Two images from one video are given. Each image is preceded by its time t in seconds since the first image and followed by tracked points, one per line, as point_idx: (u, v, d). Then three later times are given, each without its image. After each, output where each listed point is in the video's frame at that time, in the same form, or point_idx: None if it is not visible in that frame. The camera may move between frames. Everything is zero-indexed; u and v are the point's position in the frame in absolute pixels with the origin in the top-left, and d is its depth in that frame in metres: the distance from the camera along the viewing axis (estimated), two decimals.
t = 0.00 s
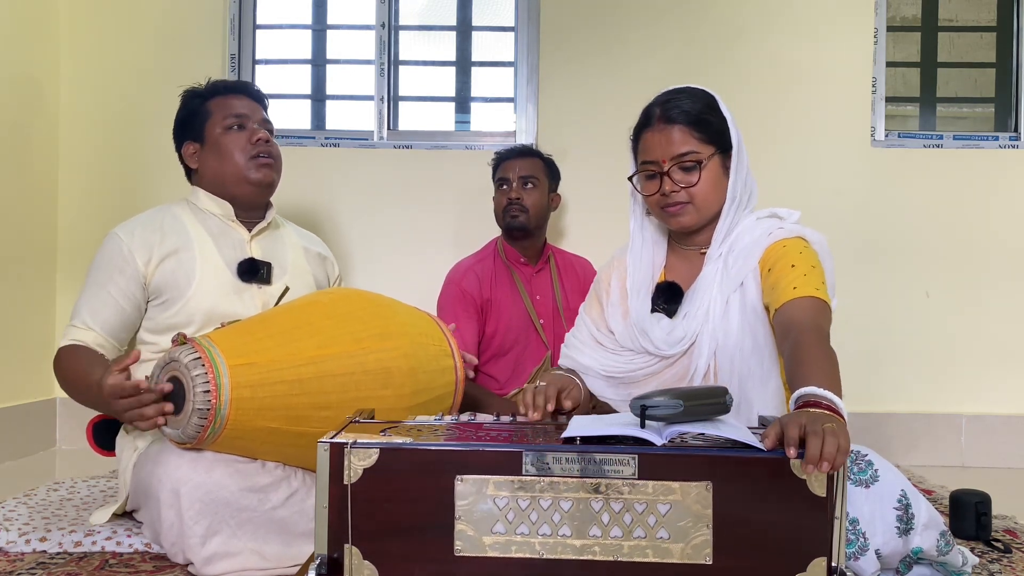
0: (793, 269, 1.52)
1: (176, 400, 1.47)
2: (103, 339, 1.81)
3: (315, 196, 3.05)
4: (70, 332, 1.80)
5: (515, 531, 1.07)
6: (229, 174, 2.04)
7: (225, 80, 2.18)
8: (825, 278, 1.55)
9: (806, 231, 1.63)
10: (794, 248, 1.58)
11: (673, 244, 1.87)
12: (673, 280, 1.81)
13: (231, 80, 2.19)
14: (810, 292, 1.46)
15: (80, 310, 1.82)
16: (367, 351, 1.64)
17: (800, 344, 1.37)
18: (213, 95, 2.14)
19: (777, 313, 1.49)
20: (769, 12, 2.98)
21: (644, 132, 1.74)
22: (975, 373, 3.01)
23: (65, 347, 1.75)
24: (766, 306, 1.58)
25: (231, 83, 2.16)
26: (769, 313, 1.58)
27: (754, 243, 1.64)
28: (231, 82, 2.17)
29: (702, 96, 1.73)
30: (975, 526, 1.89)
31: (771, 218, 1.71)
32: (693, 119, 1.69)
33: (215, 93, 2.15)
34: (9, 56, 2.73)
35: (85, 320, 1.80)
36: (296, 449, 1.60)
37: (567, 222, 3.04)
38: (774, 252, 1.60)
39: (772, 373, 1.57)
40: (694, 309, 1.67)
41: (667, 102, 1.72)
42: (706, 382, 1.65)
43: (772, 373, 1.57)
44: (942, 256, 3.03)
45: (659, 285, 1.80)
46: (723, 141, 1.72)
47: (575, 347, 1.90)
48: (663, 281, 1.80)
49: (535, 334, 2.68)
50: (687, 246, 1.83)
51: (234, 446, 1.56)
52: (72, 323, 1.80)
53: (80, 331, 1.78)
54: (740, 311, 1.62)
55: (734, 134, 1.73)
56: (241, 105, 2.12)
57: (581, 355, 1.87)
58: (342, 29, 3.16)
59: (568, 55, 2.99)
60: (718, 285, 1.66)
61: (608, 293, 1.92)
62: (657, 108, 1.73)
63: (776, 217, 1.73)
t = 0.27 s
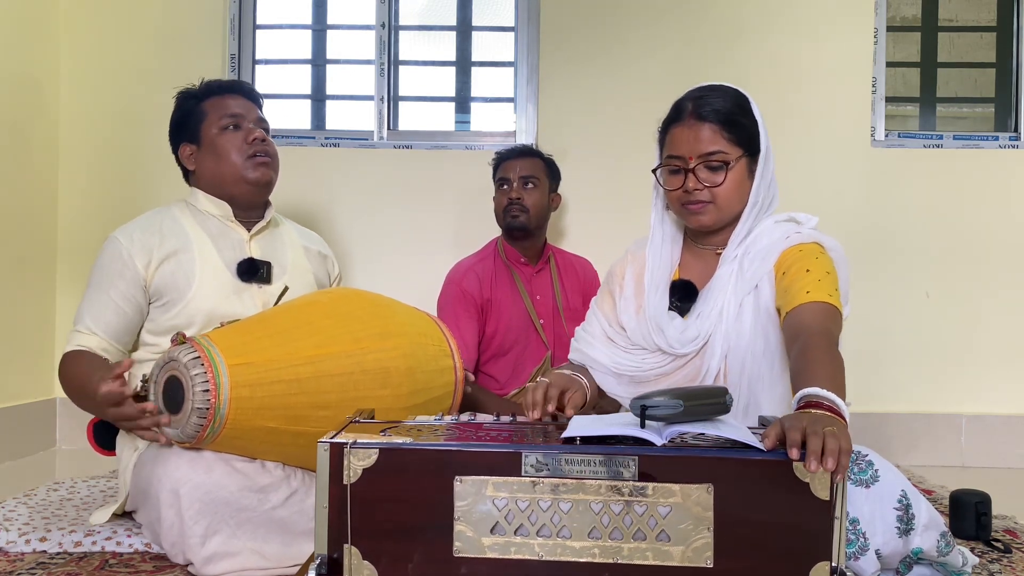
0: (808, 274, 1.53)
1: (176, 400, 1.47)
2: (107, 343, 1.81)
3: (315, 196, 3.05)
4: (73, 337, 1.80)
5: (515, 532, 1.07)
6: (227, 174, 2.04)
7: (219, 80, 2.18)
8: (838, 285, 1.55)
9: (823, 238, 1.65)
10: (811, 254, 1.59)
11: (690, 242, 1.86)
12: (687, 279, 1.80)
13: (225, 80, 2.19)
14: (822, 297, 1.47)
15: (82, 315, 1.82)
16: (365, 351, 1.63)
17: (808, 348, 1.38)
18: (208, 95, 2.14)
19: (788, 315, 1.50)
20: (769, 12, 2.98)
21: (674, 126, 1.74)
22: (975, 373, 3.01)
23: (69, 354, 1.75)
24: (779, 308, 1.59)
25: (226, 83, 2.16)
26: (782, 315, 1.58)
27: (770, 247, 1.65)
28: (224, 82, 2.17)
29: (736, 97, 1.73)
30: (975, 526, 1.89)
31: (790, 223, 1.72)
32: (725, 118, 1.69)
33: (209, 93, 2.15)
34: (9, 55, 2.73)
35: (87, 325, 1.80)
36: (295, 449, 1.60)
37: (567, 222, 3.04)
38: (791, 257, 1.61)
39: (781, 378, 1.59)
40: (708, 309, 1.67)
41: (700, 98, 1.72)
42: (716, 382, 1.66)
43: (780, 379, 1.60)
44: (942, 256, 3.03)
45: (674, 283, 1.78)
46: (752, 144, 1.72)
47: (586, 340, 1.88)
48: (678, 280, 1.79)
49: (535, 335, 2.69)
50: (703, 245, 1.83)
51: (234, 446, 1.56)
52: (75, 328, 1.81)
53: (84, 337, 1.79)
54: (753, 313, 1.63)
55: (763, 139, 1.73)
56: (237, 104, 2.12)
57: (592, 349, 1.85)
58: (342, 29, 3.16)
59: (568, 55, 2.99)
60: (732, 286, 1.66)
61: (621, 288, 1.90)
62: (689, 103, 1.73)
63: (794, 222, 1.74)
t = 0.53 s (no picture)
0: (817, 277, 1.53)
1: (177, 400, 1.47)
2: (103, 342, 1.81)
3: (315, 196, 3.05)
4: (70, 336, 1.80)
5: (515, 531, 1.07)
6: (226, 176, 2.04)
7: (218, 80, 2.17)
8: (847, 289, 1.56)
9: (834, 241, 1.64)
10: (820, 258, 1.59)
11: (701, 239, 1.85)
12: (697, 277, 1.79)
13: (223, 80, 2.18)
14: (830, 301, 1.47)
15: (80, 315, 1.82)
16: (365, 351, 1.63)
17: (812, 350, 1.38)
18: (207, 95, 2.13)
19: (795, 318, 1.50)
20: (768, 12, 2.98)
21: (701, 121, 1.74)
22: (975, 373, 3.01)
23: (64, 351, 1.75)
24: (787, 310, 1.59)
25: (225, 83, 2.16)
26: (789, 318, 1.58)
27: (781, 248, 1.64)
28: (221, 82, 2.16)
29: (767, 100, 1.73)
30: (974, 525, 1.89)
31: (801, 226, 1.70)
32: (753, 119, 1.69)
33: (207, 93, 2.14)
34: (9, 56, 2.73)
35: (86, 324, 1.80)
36: (295, 449, 1.60)
37: (567, 222, 3.04)
38: (801, 260, 1.61)
39: (787, 382, 1.60)
40: (717, 309, 1.67)
41: (730, 96, 1.71)
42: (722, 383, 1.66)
43: (787, 381, 1.60)
44: (942, 256, 3.03)
45: (684, 280, 1.78)
46: (777, 151, 1.72)
47: (591, 334, 1.87)
48: (688, 278, 1.78)
49: (535, 334, 2.69)
50: (715, 244, 1.81)
51: (234, 446, 1.56)
52: (73, 327, 1.81)
53: (83, 336, 1.78)
54: (762, 315, 1.63)
55: (789, 147, 1.73)
56: (235, 105, 2.12)
57: (597, 343, 1.84)
58: (342, 29, 3.16)
59: (568, 55, 2.99)
60: (742, 286, 1.66)
61: (629, 284, 1.89)
62: (719, 99, 1.72)
63: (806, 225, 1.71)
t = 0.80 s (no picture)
0: (815, 275, 1.53)
1: (176, 400, 1.47)
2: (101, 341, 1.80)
3: (315, 196, 3.05)
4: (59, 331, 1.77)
5: (514, 533, 1.07)
6: (216, 185, 2.03)
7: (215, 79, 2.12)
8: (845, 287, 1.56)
9: (832, 240, 1.65)
10: (819, 255, 1.59)
11: (702, 239, 1.84)
12: (695, 275, 1.79)
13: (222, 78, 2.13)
14: (827, 299, 1.47)
15: (73, 312, 1.80)
16: (366, 351, 1.63)
17: (810, 348, 1.38)
18: (202, 97, 2.10)
19: (792, 316, 1.50)
20: (768, 12, 2.98)
21: (712, 118, 1.74)
22: (975, 373, 3.01)
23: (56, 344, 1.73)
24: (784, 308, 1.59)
25: (221, 85, 2.11)
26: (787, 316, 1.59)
27: (780, 245, 1.65)
28: (217, 82, 2.11)
29: (781, 105, 1.72)
30: (975, 526, 1.89)
31: (800, 225, 1.71)
32: (764, 124, 1.68)
33: (202, 94, 2.10)
34: (9, 55, 2.73)
35: (77, 321, 1.77)
36: (295, 449, 1.60)
37: (567, 222, 3.04)
38: (799, 257, 1.61)
39: (784, 380, 1.60)
40: (715, 305, 1.67)
41: (746, 98, 1.70)
42: (719, 381, 1.67)
43: (784, 379, 1.60)
44: (942, 256, 3.03)
45: (683, 277, 1.78)
46: (785, 159, 1.72)
47: (590, 334, 1.87)
48: (685, 275, 1.78)
49: (535, 334, 2.69)
50: (714, 244, 1.82)
51: (234, 446, 1.56)
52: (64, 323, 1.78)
53: (72, 332, 1.76)
54: (760, 312, 1.63)
55: (798, 157, 1.74)
56: (228, 110, 2.07)
57: (595, 343, 1.84)
58: (342, 29, 3.16)
59: (568, 55, 2.99)
60: (740, 283, 1.66)
61: (627, 282, 1.88)
62: (735, 99, 1.71)
63: (805, 223, 1.72)
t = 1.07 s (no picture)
0: (809, 273, 1.53)
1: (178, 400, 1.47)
2: (101, 340, 1.80)
3: (315, 196, 3.05)
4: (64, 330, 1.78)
5: (514, 533, 1.07)
6: (199, 195, 2.00)
7: (214, 80, 2.05)
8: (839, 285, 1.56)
9: (825, 238, 1.66)
10: (811, 253, 1.59)
11: (694, 237, 1.85)
12: (687, 274, 1.81)
13: (222, 78, 2.05)
14: (822, 297, 1.47)
15: (77, 311, 1.80)
16: (368, 352, 1.63)
17: (807, 346, 1.38)
18: (197, 99, 2.04)
19: (788, 314, 1.50)
20: (768, 11, 2.98)
21: (711, 116, 1.73)
22: (976, 373, 3.01)
23: (59, 345, 1.74)
24: (779, 307, 1.59)
25: (216, 88, 2.03)
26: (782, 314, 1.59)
27: (773, 244, 1.65)
28: (216, 84, 2.04)
29: (779, 107, 1.72)
30: (975, 526, 1.89)
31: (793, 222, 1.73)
32: (762, 123, 1.69)
33: (199, 96, 2.04)
34: (9, 55, 2.73)
35: (82, 320, 1.78)
36: (297, 450, 1.60)
37: (567, 222, 3.04)
38: (792, 255, 1.61)
39: (780, 377, 1.59)
40: (707, 304, 1.67)
41: (745, 97, 1.70)
42: (713, 380, 1.67)
43: (779, 377, 1.59)
44: (942, 256, 3.03)
45: (675, 277, 1.79)
46: (782, 160, 1.73)
47: (580, 334, 1.89)
48: (678, 275, 1.79)
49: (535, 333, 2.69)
50: (706, 243, 1.83)
51: (235, 446, 1.56)
52: (67, 322, 1.79)
53: (77, 331, 1.77)
54: (754, 311, 1.63)
55: (794, 159, 1.74)
56: (218, 117, 2.00)
57: (588, 345, 1.86)
58: (342, 29, 3.16)
59: (568, 55, 2.99)
60: (733, 282, 1.66)
61: (620, 283, 1.89)
62: (735, 98, 1.72)
63: (796, 220, 1.75)
